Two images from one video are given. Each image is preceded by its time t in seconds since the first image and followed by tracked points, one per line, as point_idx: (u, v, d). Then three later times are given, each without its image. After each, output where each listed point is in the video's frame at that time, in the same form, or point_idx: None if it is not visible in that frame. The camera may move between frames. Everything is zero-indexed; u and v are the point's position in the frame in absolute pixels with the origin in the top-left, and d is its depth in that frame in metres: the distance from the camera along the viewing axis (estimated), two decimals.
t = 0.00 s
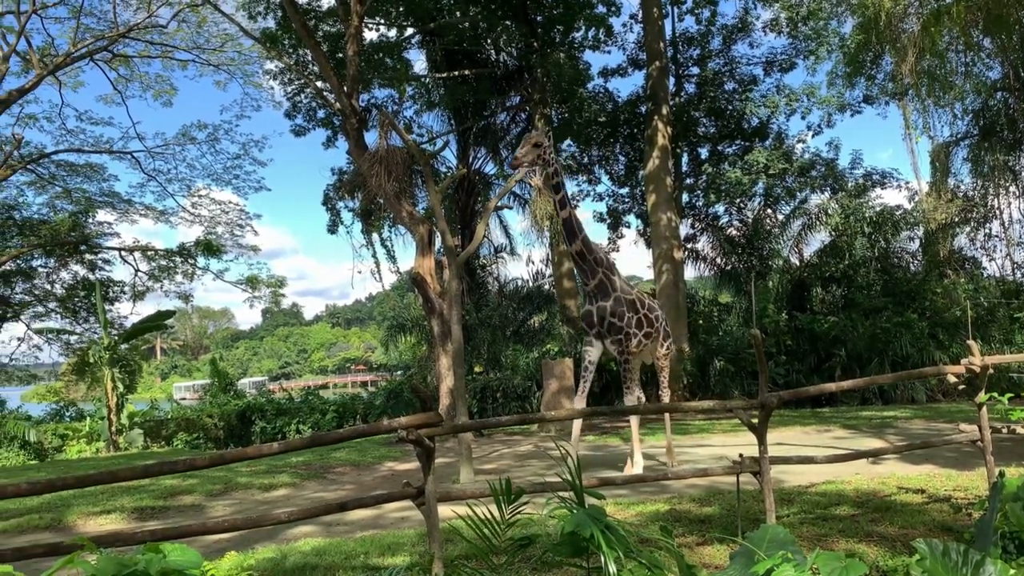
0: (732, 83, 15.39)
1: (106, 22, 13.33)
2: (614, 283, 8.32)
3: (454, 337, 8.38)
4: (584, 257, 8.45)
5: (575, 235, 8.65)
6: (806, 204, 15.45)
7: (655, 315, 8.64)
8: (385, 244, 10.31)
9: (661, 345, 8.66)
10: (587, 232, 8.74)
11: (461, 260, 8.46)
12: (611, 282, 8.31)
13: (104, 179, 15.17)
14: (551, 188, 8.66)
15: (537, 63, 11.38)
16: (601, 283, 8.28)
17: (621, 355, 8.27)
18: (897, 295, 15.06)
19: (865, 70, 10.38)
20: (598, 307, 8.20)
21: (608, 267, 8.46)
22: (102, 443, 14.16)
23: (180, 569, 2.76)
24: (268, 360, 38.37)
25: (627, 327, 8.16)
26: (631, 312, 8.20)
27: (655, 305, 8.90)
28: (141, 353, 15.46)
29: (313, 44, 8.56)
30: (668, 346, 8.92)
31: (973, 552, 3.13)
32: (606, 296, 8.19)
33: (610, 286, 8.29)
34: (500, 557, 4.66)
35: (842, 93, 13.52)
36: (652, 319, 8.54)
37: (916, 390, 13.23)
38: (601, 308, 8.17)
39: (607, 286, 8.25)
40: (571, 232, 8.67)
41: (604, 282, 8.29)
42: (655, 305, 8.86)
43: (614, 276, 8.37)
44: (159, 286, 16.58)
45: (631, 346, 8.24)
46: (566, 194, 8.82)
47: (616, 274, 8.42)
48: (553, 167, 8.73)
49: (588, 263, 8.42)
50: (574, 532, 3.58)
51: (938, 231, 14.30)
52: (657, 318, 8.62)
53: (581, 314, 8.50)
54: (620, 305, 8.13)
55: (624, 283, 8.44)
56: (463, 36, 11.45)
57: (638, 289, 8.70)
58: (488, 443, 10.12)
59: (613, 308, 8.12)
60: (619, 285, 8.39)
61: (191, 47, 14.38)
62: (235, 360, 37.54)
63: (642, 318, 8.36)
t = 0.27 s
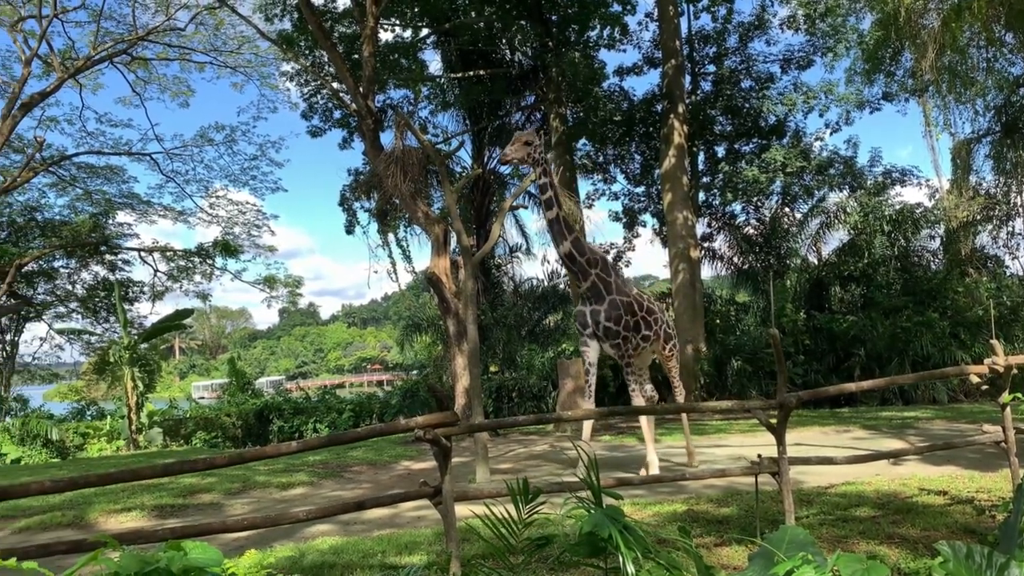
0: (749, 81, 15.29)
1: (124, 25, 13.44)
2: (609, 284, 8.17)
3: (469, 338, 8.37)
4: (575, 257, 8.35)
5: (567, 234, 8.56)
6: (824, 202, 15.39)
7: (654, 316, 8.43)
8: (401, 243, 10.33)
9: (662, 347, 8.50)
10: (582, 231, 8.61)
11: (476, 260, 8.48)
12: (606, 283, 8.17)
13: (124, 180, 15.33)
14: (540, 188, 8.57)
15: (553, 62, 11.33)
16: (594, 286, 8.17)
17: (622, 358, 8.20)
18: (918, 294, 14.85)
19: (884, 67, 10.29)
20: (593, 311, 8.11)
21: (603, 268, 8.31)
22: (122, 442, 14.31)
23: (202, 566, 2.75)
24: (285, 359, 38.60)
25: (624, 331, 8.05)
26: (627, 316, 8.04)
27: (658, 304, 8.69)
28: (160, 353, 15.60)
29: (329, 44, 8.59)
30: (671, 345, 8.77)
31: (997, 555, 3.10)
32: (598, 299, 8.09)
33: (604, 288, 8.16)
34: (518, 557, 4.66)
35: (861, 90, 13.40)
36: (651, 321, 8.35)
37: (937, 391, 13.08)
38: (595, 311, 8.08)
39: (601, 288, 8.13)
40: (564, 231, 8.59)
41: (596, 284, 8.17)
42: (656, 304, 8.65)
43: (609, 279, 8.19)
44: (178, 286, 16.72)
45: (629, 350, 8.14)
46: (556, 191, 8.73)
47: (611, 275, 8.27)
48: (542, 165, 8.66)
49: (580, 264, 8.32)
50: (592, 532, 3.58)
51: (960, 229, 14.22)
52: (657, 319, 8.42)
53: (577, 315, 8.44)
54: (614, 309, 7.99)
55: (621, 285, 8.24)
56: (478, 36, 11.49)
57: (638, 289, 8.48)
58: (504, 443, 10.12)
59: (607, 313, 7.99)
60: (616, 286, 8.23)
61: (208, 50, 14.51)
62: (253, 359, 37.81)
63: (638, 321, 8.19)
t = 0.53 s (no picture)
0: (770, 80, 15.17)
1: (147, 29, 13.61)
2: (611, 285, 8.08)
3: (489, 338, 8.37)
4: (574, 258, 8.31)
5: (565, 234, 8.51)
6: (846, 201, 15.20)
7: (660, 314, 8.28)
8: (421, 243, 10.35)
9: (670, 345, 8.37)
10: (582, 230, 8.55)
11: (495, 260, 8.45)
12: (606, 284, 8.09)
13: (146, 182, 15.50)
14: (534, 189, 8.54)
15: (571, 62, 11.25)
16: (594, 286, 8.12)
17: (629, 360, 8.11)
18: (942, 293, 14.62)
19: (908, 64, 10.17)
20: (594, 312, 8.06)
21: (604, 267, 8.21)
22: (145, 441, 14.52)
23: (226, 565, 2.76)
24: (305, 359, 38.85)
25: (627, 332, 7.93)
26: (630, 317, 7.93)
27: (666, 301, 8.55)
28: (182, 353, 15.75)
29: (348, 46, 8.61)
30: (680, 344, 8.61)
31: None
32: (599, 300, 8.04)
33: (605, 288, 8.10)
34: (538, 557, 4.66)
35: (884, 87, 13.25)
36: (656, 320, 8.22)
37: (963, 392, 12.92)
38: (597, 312, 8.03)
39: (601, 289, 8.09)
40: (562, 230, 8.55)
41: (596, 284, 8.14)
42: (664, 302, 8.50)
43: (611, 279, 8.09)
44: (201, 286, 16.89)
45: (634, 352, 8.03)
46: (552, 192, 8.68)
47: (613, 275, 8.16)
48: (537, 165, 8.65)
49: (579, 264, 8.26)
50: (613, 533, 3.56)
51: (985, 228, 14.34)
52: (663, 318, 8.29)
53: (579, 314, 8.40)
54: (616, 309, 7.90)
55: (624, 285, 8.12)
56: (496, 36, 11.43)
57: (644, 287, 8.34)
58: (523, 443, 10.11)
59: (608, 313, 7.92)
60: (618, 286, 8.14)
61: (229, 52, 14.65)
62: (274, 359, 38.12)
63: (643, 321, 8.07)
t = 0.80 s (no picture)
0: (787, 77, 15.06)
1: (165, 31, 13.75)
2: (617, 284, 8.05)
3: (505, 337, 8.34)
4: (578, 257, 8.31)
5: (568, 234, 8.51)
6: (866, 200, 15.03)
7: (668, 313, 8.20)
8: (437, 244, 10.36)
9: (677, 344, 8.27)
10: (586, 230, 8.53)
11: (512, 259, 8.44)
12: (612, 281, 8.07)
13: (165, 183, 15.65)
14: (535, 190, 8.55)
15: (588, 61, 11.26)
16: (599, 284, 8.10)
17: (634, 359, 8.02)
18: (964, 293, 14.46)
19: (928, 60, 10.06)
20: (598, 311, 8.03)
21: (609, 266, 8.18)
22: (164, 440, 14.74)
23: (245, 563, 2.77)
24: (322, 358, 39.07)
25: (632, 331, 7.86)
26: (635, 316, 7.86)
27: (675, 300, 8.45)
28: (201, 353, 15.87)
29: (365, 47, 8.64)
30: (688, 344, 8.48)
31: None
32: (603, 298, 8.01)
33: (609, 286, 8.08)
34: (555, 558, 4.65)
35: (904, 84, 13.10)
36: (663, 319, 8.14)
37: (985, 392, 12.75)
38: (601, 310, 7.99)
39: (606, 287, 8.05)
40: (565, 230, 8.55)
41: (602, 282, 8.10)
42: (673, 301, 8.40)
43: (616, 278, 8.06)
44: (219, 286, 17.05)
45: (641, 350, 7.92)
46: (553, 192, 8.66)
47: (618, 274, 8.13)
48: (537, 166, 8.65)
49: (582, 264, 8.25)
50: (630, 534, 3.56)
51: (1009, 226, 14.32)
52: (671, 317, 8.19)
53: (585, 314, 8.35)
54: (621, 308, 7.85)
55: (629, 284, 8.07)
56: (512, 36, 11.49)
57: (651, 286, 8.28)
58: (539, 443, 10.10)
59: (612, 312, 7.88)
60: (624, 285, 8.10)
61: (246, 53, 14.76)
62: (291, 358, 38.39)
63: (648, 319, 7.99)
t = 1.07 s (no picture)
0: (804, 75, 14.96)
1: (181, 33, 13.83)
2: (618, 282, 8.05)
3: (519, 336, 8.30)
4: (578, 255, 8.34)
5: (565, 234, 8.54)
6: (884, 198, 14.84)
7: (672, 313, 8.11)
8: (452, 244, 10.37)
9: (678, 345, 8.14)
10: (585, 228, 8.55)
11: (526, 259, 8.43)
12: (612, 279, 8.08)
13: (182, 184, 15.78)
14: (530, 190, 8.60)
15: (603, 59, 11.24)
16: (600, 281, 8.13)
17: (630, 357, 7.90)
18: (984, 292, 14.42)
19: (947, 57, 9.96)
20: (596, 308, 8.00)
21: (611, 264, 8.22)
22: (182, 439, 14.82)
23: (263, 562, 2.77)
24: (338, 357, 39.27)
25: (629, 329, 7.74)
26: (633, 314, 7.78)
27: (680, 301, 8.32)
28: (218, 352, 15.99)
29: (380, 48, 8.69)
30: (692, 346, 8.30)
31: None
32: (603, 295, 8.01)
33: (610, 284, 8.08)
34: (571, 557, 4.64)
35: (922, 81, 12.97)
36: (665, 319, 8.01)
37: (1005, 392, 12.61)
38: (600, 308, 7.95)
39: (607, 284, 8.06)
40: (563, 229, 8.58)
41: (603, 279, 8.13)
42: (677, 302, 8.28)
43: (617, 276, 8.08)
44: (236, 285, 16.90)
45: (638, 347, 7.80)
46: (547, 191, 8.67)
47: (620, 272, 8.14)
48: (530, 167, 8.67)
49: (582, 261, 8.29)
50: (646, 534, 3.54)
51: None
52: (672, 317, 8.07)
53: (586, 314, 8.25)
54: (619, 305, 7.81)
55: (631, 282, 8.06)
56: (527, 36, 11.48)
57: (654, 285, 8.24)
58: (554, 443, 10.10)
59: (610, 309, 7.85)
60: (625, 283, 8.08)
61: (262, 54, 14.85)
62: (307, 357, 38.62)
63: (649, 319, 7.85)
